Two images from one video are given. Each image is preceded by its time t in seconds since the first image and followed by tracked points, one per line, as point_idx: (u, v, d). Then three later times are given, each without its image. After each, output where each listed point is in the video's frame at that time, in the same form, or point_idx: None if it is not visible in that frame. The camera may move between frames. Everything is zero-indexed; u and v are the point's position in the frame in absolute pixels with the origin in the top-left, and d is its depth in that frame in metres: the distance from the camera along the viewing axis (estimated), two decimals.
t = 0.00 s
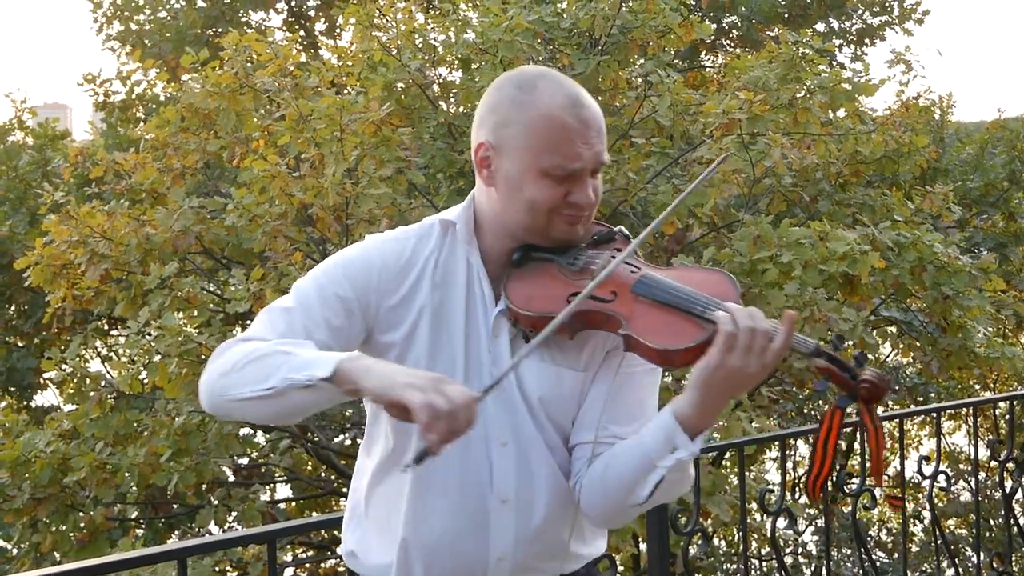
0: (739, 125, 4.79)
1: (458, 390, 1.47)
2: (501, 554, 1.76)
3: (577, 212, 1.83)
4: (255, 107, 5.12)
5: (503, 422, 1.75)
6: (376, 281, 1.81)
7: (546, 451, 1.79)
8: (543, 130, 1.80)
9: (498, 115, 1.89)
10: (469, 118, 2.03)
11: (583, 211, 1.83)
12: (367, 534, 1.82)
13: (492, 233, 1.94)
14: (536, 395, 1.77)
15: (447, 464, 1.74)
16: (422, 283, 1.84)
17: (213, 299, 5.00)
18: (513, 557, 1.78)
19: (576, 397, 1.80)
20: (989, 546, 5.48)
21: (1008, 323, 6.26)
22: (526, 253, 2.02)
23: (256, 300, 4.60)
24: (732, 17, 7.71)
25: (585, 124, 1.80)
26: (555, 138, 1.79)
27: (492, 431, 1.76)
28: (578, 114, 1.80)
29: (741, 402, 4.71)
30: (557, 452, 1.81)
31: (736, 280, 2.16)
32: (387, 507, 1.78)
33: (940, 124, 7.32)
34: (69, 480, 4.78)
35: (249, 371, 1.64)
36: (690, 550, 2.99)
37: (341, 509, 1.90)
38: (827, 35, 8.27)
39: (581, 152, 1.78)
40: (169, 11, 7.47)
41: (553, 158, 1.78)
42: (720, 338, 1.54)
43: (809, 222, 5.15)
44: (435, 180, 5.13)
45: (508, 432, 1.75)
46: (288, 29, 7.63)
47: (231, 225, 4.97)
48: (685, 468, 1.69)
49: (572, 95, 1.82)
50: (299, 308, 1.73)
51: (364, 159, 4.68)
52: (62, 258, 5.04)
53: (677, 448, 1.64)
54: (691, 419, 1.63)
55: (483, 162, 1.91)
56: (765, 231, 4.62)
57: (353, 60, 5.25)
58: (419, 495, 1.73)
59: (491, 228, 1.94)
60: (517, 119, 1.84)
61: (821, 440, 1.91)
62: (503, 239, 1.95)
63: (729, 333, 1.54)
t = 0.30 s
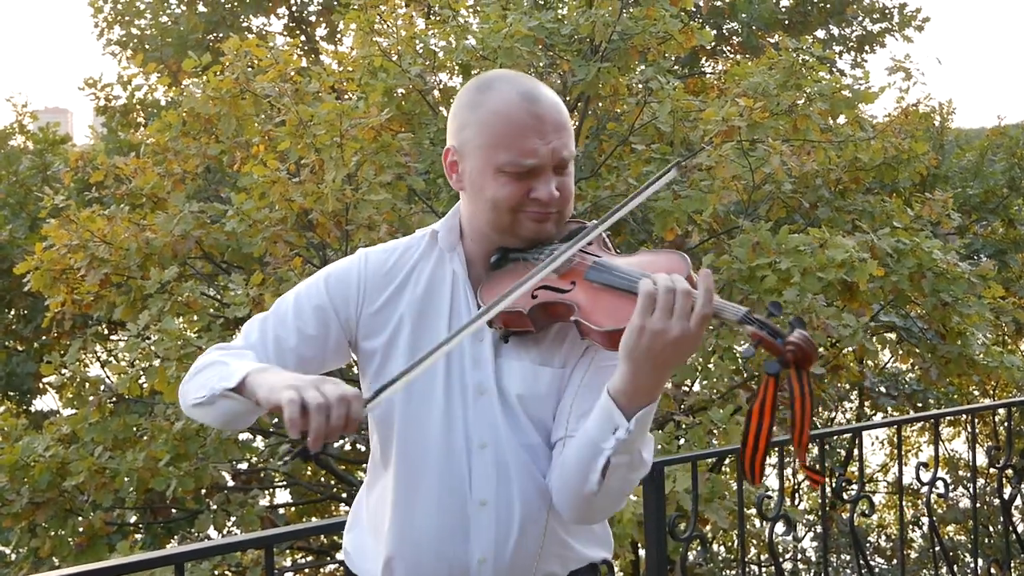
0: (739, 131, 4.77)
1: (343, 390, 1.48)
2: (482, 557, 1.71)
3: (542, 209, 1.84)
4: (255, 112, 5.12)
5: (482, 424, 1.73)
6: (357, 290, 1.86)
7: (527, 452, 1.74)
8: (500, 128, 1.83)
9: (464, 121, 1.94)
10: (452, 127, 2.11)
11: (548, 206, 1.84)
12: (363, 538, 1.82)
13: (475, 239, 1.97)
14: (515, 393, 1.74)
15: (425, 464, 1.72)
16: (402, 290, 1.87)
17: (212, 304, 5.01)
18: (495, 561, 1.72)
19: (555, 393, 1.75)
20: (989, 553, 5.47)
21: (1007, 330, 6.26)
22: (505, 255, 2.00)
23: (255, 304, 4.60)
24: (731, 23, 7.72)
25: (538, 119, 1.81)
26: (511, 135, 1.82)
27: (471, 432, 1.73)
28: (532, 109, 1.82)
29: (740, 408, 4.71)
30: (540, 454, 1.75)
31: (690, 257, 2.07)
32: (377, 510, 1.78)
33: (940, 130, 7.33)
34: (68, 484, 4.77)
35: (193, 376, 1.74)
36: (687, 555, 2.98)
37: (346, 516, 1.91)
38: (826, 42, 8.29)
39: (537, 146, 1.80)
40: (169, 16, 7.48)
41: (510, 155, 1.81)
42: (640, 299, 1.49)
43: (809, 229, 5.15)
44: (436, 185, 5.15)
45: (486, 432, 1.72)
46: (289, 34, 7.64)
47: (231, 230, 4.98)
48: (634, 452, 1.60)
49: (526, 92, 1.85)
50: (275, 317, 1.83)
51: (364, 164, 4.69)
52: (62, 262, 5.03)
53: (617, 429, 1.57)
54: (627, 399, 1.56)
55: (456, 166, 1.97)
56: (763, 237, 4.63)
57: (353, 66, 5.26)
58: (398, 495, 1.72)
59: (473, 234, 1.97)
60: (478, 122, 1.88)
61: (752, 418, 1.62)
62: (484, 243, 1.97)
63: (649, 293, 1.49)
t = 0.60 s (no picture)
0: (736, 136, 4.74)
1: (289, 405, 1.52)
2: (478, 559, 1.70)
3: (536, 210, 1.84)
4: (253, 116, 5.13)
5: (480, 426, 1.73)
6: (356, 297, 1.87)
7: (526, 454, 1.73)
8: (492, 131, 1.84)
9: (458, 124, 1.94)
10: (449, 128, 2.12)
11: (540, 208, 1.84)
12: (365, 540, 1.83)
13: (473, 243, 1.98)
14: (512, 394, 1.73)
15: (423, 465, 1.72)
16: (401, 296, 1.89)
17: (210, 308, 5.01)
18: (491, 563, 1.71)
19: (551, 392, 1.73)
20: (986, 558, 5.47)
21: (1004, 335, 6.27)
22: (503, 259, 2.00)
23: (253, 308, 4.60)
24: (730, 28, 7.74)
25: (529, 120, 1.81)
26: (502, 137, 1.82)
27: (469, 434, 1.73)
28: (524, 111, 1.82)
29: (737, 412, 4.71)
30: (539, 457, 1.73)
31: (680, 245, 2.04)
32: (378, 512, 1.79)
33: (938, 135, 7.33)
34: (66, 487, 4.77)
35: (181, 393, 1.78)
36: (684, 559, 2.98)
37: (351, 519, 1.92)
38: (824, 47, 8.31)
39: (528, 147, 1.80)
40: (168, 19, 7.49)
41: (503, 156, 1.82)
42: (632, 290, 1.48)
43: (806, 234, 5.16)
44: (433, 189, 5.17)
45: (483, 434, 1.72)
46: (288, 39, 7.65)
47: (229, 233, 4.99)
48: (626, 444, 1.57)
49: (518, 93, 1.85)
50: (275, 326, 1.86)
51: (362, 168, 4.69)
52: (60, 265, 5.04)
53: (607, 419, 1.56)
54: (614, 387, 1.54)
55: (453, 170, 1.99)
56: (761, 242, 4.63)
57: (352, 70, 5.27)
58: (396, 496, 1.73)
59: (471, 239, 1.97)
60: (471, 125, 1.89)
61: (736, 398, 1.59)
62: (482, 247, 1.97)
63: (642, 284, 1.48)
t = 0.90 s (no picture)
0: (735, 135, 4.74)
1: (264, 414, 1.54)
2: (483, 558, 1.70)
3: (546, 206, 1.85)
4: (254, 117, 5.14)
5: (486, 425, 1.73)
6: (362, 298, 1.88)
7: (532, 453, 1.73)
8: (502, 127, 1.85)
9: (466, 123, 1.95)
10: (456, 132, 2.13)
11: (550, 203, 1.85)
12: (369, 541, 1.83)
13: (481, 242, 1.98)
14: (518, 392, 1.73)
15: (427, 465, 1.73)
16: (409, 296, 1.90)
17: (211, 308, 5.02)
18: (496, 563, 1.71)
19: (557, 391, 1.74)
20: (987, 558, 5.47)
21: (1005, 335, 6.27)
22: (510, 258, 2.00)
23: (253, 308, 4.61)
24: (730, 29, 7.75)
25: (539, 115, 1.82)
26: (511, 133, 1.83)
27: (475, 434, 1.74)
28: (533, 107, 1.83)
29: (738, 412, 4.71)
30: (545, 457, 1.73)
31: (685, 243, 2.05)
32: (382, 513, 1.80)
33: (938, 135, 7.34)
34: (66, 487, 4.78)
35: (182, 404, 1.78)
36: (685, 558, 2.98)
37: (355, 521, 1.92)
38: (825, 48, 8.32)
39: (538, 143, 1.81)
40: (168, 20, 7.49)
41: (513, 152, 1.82)
42: (635, 287, 1.50)
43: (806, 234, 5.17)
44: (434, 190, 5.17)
45: (489, 433, 1.73)
46: (288, 39, 7.66)
47: (229, 234, 4.99)
48: (633, 441, 1.58)
49: (527, 90, 1.86)
50: (283, 330, 1.86)
51: (363, 168, 4.70)
52: (61, 266, 5.05)
53: (614, 417, 1.56)
54: (622, 384, 1.55)
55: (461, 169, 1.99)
56: (761, 242, 4.63)
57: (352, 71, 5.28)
58: (401, 496, 1.74)
59: (479, 238, 1.98)
60: (480, 122, 1.90)
61: (743, 393, 1.59)
62: (490, 246, 1.97)
63: (646, 281, 1.50)
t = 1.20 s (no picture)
0: (734, 138, 4.76)
1: (242, 426, 1.54)
2: (488, 560, 1.70)
3: (553, 207, 1.85)
4: (253, 119, 5.14)
5: (492, 427, 1.73)
6: (371, 302, 1.89)
7: (538, 456, 1.73)
8: (510, 129, 1.85)
9: (473, 126, 1.96)
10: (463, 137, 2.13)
11: (559, 205, 1.85)
12: (376, 543, 1.83)
13: (488, 244, 1.98)
14: (524, 394, 1.74)
15: (433, 467, 1.73)
16: (417, 299, 1.90)
17: (210, 309, 5.01)
18: (501, 565, 1.71)
19: (563, 392, 1.74)
20: (985, 559, 5.47)
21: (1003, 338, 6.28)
22: (517, 260, 2.00)
23: (253, 310, 4.61)
24: (729, 31, 7.75)
25: (547, 118, 1.83)
26: (520, 134, 1.84)
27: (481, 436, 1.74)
28: (541, 110, 1.84)
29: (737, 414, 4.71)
30: (551, 460, 1.73)
31: (688, 246, 2.04)
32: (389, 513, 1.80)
33: (936, 137, 7.34)
34: (65, 489, 4.77)
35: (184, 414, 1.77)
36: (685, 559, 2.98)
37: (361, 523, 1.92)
38: (823, 50, 8.33)
39: (546, 144, 1.82)
40: (166, 22, 7.49)
41: (521, 152, 1.83)
42: (631, 282, 1.51)
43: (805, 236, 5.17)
44: (432, 192, 5.17)
45: (495, 435, 1.73)
46: (287, 41, 7.66)
47: (228, 236, 4.99)
48: (633, 440, 1.58)
49: (536, 93, 1.87)
50: (292, 337, 1.87)
51: (363, 170, 4.70)
52: (60, 268, 5.04)
53: (612, 414, 1.56)
54: (619, 380, 1.56)
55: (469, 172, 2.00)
56: (761, 244, 4.63)
57: (352, 72, 5.28)
58: (407, 497, 1.74)
59: (487, 240, 1.97)
60: (488, 125, 1.90)
61: (743, 393, 1.60)
62: (498, 248, 1.97)
63: (641, 275, 1.51)
